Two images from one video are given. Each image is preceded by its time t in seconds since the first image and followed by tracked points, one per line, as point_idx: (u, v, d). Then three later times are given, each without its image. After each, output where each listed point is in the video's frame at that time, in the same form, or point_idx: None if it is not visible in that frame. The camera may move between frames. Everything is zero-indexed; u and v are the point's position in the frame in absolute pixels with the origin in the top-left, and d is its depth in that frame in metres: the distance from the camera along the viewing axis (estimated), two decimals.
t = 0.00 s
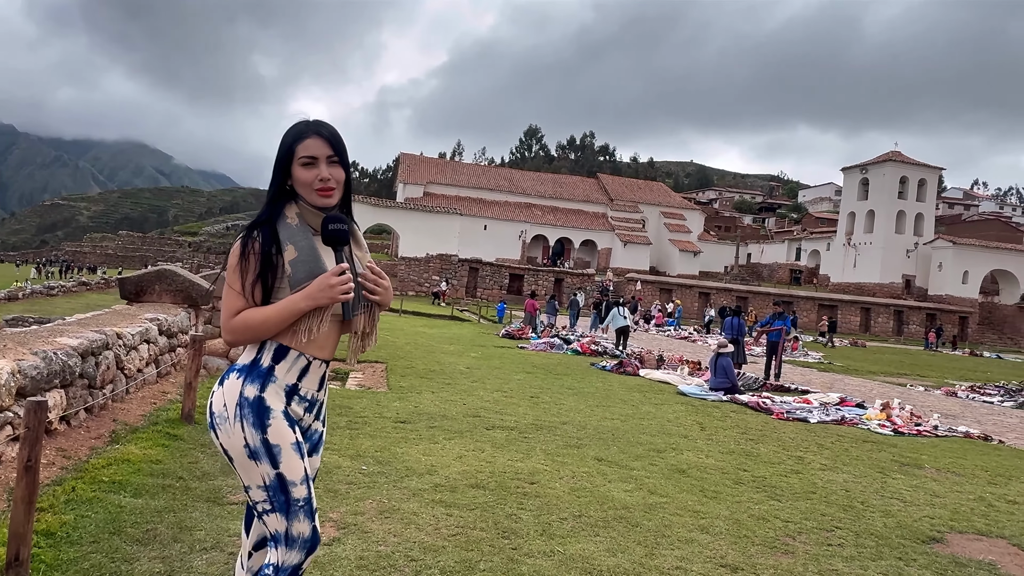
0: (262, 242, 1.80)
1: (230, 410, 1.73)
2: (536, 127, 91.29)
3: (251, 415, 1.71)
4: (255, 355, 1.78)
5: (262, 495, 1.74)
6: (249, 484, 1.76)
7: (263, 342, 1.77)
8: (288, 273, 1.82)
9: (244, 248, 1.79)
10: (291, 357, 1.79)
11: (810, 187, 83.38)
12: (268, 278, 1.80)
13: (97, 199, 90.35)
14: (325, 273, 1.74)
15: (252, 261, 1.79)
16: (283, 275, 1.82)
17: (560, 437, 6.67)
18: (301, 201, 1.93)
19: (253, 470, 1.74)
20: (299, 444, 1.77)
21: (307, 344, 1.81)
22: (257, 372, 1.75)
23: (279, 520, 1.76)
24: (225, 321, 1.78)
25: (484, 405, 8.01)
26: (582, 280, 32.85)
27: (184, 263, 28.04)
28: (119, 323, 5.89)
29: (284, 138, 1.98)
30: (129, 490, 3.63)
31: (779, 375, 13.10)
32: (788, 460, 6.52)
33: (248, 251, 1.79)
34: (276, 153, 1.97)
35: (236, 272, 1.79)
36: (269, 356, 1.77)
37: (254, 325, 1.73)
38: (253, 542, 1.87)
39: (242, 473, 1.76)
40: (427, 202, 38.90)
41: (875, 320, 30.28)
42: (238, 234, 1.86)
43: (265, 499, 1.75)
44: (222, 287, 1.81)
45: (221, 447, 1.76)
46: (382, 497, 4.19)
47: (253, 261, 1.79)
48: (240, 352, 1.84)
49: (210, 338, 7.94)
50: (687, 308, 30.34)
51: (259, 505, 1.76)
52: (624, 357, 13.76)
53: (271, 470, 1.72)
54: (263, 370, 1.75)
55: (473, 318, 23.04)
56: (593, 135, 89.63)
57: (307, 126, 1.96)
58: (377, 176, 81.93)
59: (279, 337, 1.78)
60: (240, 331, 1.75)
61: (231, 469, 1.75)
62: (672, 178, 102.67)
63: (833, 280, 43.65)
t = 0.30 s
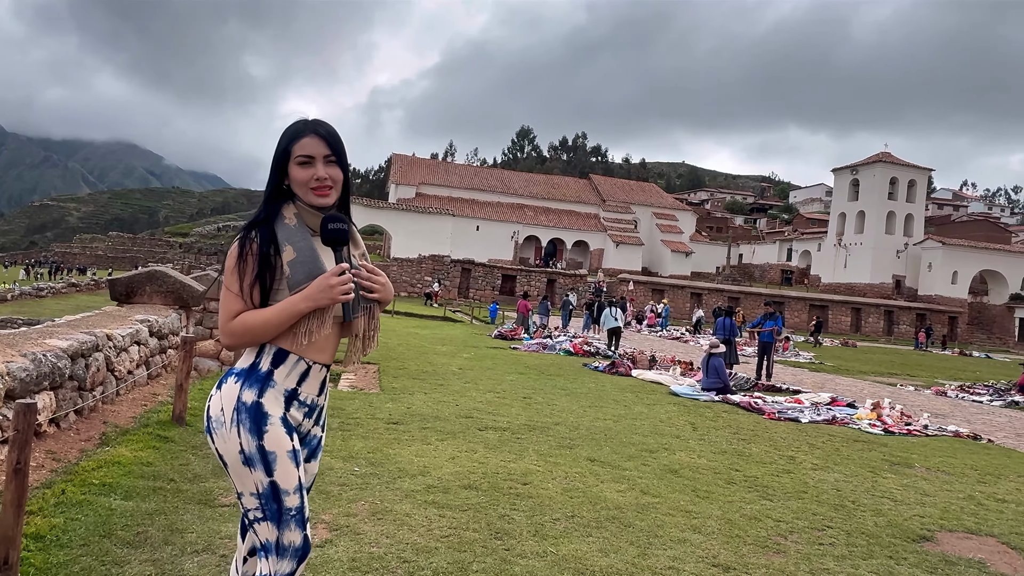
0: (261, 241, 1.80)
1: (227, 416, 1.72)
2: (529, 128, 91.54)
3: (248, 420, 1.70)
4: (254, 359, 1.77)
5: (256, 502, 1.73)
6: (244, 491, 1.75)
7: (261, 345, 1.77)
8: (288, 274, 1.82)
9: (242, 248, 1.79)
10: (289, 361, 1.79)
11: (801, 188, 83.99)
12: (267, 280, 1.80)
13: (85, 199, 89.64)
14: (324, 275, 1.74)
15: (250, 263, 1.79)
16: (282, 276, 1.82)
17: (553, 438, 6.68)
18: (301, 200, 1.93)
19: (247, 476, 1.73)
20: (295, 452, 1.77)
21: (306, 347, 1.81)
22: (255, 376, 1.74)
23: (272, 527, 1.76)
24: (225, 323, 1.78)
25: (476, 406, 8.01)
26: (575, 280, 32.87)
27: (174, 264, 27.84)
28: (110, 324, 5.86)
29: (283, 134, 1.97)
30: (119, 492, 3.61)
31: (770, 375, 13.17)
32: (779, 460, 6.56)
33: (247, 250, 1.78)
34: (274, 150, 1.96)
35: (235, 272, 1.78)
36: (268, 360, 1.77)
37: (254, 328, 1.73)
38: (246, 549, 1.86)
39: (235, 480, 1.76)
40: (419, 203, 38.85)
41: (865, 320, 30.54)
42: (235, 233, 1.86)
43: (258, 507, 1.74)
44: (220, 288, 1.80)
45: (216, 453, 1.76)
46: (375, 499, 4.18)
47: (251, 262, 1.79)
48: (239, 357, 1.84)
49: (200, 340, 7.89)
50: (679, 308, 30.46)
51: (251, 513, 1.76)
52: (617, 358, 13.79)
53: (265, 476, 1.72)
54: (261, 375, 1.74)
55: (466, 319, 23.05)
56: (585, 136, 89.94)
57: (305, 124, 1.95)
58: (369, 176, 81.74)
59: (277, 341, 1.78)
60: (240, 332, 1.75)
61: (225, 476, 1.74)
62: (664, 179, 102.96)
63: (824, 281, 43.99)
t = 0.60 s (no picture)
0: (252, 242, 1.80)
1: (217, 420, 1.72)
2: (521, 129, 91.63)
3: (240, 425, 1.70)
4: (246, 362, 1.77)
5: (246, 508, 1.73)
6: (233, 497, 1.75)
7: (252, 347, 1.77)
8: (279, 273, 1.82)
9: (233, 248, 1.79)
10: (282, 364, 1.79)
11: (792, 189, 84.50)
12: (259, 280, 1.80)
13: (75, 199, 88.88)
14: (316, 274, 1.74)
15: (242, 262, 1.79)
16: (273, 275, 1.82)
17: (545, 438, 6.70)
18: (293, 199, 1.94)
19: (236, 482, 1.73)
20: (286, 457, 1.77)
21: (298, 350, 1.81)
22: (247, 380, 1.74)
23: (261, 534, 1.76)
24: (216, 325, 1.78)
25: (469, 406, 8.02)
26: (567, 281, 32.85)
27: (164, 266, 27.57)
28: (99, 325, 5.81)
29: (275, 133, 1.98)
30: (108, 494, 3.59)
31: (761, 375, 13.25)
32: (770, 460, 6.61)
33: (238, 251, 1.79)
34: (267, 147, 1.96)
35: (226, 272, 1.78)
36: (260, 363, 1.77)
37: (244, 329, 1.73)
38: (235, 555, 1.86)
39: (225, 485, 1.76)
40: (412, 203, 38.80)
41: (856, 320, 30.75)
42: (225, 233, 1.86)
43: (248, 512, 1.74)
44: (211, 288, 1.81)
45: (206, 458, 1.75)
46: (366, 500, 4.18)
47: (242, 262, 1.80)
48: (232, 359, 1.84)
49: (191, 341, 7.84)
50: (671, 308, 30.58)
51: (241, 520, 1.75)
52: (609, 358, 13.83)
53: (255, 482, 1.72)
54: (252, 378, 1.74)
55: (458, 319, 23.03)
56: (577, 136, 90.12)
57: (296, 121, 1.96)
58: (361, 176, 81.45)
59: (270, 342, 1.78)
60: (231, 335, 1.75)
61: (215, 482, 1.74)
62: (656, 179, 103.28)
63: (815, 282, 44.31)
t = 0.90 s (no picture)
0: (242, 241, 1.81)
1: (202, 422, 1.72)
2: (514, 130, 91.72)
3: (226, 428, 1.70)
4: (235, 363, 1.77)
5: (230, 512, 1.74)
6: (218, 501, 1.75)
7: (242, 348, 1.77)
8: (269, 272, 1.81)
9: (223, 247, 1.79)
10: (272, 366, 1.79)
11: (784, 190, 84.99)
12: (249, 279, 1.80)
13: (64, 198, 88.16)
14: (305, 275, 1.74)
15: (232, 261, 1.79)
16: (264, 274, 1.81)
17: (537, 438, 6.71)
18: (288, 196, 1.93)
19: (221, 486, 1.74)
20: (273, 462, 1.77)
21: (287, 353, 1.81)
22: (233, 382, 1.74)
23: (245, 539, 1.77)
24: (204, 327, 1.78)
25: (462, 406, 8.02)
26: (561, 280, 32.55)
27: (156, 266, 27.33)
28: (89, 325, 5.77)
29: (271, 129, 1.97)
30: (98, 495, 3.57)
31: (753, 375, 13.33)
32: (762, 460, 6.65)
33: (228, 250, 1.79)
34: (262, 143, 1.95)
35: (216, 271, 1.79)
36: (249, 365, 1.77)
37: (231, 332, 1.73)
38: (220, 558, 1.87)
39: (210, 488, 1.76)
40: (405, 204, 38.74)
41: (847, 321, 30.99)
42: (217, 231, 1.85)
43: (232, 517, 1.75)
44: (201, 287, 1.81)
45: (191, 460, 1.75)
46: (358, 500, 4.17)
47: (232, 261, 1.79)
48: (220, 359, 1.84)
49: (182, 341, 7.80)
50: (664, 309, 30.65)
51: (225, 524, 1.76)
52: (602, 358, 13.86)
53: (240, 486, 1.73)
54: (241, 380, 1.74)
55: (452, 320, 23.01)
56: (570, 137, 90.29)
57: (292, 117, 1.96)
58: (354, 176, 81.18)
59: (260, 344, 1.78)
60: (219, 336, 1.75)
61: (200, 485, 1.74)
62: (650, 181, 103.62)
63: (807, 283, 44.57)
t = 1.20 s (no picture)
0: (231, 241, 1.81)
1: (193, 425, 1.72)
2: (509, 131, 91.77)
3: (216, 431, 1.70)
4: (226, 365, 1.77)
5: (220, 515, 1.74)
6: (207, 504, 1.75)
7: (233, 349, 1.77)
8: (258, 272, 1.81)
9: (211, 247, 1.80)
10: (262, 369, 1.79)
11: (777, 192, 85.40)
12: (238, 280, 1.79)
13: (56, 198, 87.52)
14: (295, 274, 1.74)
15: (221, 260, 1.79)
16: (253, 275, 1.81)
17: (531, 439, 6.73)
18: (278, 195, 1.94)
19: (212, 489, 1.73)
20: (264, 464, 1.77)
21: (278, 353, 1.81)
22: (225, 383, 1.73)
23: (235, 541, 1.77)
24: (192, 327, 1.78)
25: (456, 407, 8.02)
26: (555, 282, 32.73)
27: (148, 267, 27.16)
28: (81, 325, 5.74)
29: (262, 127, 1.97)
30: (90, 496, 3.55)
31: (746, 376, 13.40)
32: (755, 460, 6.69)
33: (216, 250, 1.79)
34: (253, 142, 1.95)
35: (205, 271, 1.79)
36: (240, 367, 1.77)
37: (221, 333, 1.74)
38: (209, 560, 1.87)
39: (200, 490, 1.76)
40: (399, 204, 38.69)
41: (840, 321, 31.14)
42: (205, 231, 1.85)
43: (222, 519, 1.75)
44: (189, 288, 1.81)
45: (180, 463, 1.75)
46: (352, 501, 4.16)
47: (220, 262, 1.80)
48: (210, 361, 1.84)
49: (175, 341, 7.76)
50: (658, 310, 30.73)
51: (215, 526, 1.76)
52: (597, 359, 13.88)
53: (231, 490, 1.73)
54: (232, 382, 1.74)
55: (446, 320, 22.98)
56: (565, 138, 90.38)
57: (285, 116, 1.96)
58: (349, 177, 80.93)
59: (250, 345, 1.78)
60: (207, 338, 1.75)
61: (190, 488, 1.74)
62: (644, 182, 103.94)
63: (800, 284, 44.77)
